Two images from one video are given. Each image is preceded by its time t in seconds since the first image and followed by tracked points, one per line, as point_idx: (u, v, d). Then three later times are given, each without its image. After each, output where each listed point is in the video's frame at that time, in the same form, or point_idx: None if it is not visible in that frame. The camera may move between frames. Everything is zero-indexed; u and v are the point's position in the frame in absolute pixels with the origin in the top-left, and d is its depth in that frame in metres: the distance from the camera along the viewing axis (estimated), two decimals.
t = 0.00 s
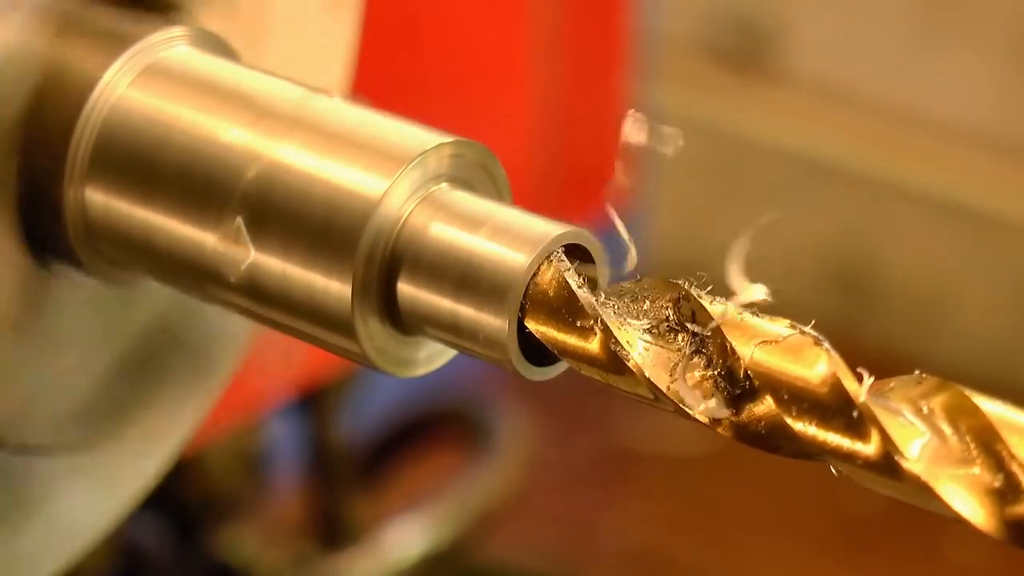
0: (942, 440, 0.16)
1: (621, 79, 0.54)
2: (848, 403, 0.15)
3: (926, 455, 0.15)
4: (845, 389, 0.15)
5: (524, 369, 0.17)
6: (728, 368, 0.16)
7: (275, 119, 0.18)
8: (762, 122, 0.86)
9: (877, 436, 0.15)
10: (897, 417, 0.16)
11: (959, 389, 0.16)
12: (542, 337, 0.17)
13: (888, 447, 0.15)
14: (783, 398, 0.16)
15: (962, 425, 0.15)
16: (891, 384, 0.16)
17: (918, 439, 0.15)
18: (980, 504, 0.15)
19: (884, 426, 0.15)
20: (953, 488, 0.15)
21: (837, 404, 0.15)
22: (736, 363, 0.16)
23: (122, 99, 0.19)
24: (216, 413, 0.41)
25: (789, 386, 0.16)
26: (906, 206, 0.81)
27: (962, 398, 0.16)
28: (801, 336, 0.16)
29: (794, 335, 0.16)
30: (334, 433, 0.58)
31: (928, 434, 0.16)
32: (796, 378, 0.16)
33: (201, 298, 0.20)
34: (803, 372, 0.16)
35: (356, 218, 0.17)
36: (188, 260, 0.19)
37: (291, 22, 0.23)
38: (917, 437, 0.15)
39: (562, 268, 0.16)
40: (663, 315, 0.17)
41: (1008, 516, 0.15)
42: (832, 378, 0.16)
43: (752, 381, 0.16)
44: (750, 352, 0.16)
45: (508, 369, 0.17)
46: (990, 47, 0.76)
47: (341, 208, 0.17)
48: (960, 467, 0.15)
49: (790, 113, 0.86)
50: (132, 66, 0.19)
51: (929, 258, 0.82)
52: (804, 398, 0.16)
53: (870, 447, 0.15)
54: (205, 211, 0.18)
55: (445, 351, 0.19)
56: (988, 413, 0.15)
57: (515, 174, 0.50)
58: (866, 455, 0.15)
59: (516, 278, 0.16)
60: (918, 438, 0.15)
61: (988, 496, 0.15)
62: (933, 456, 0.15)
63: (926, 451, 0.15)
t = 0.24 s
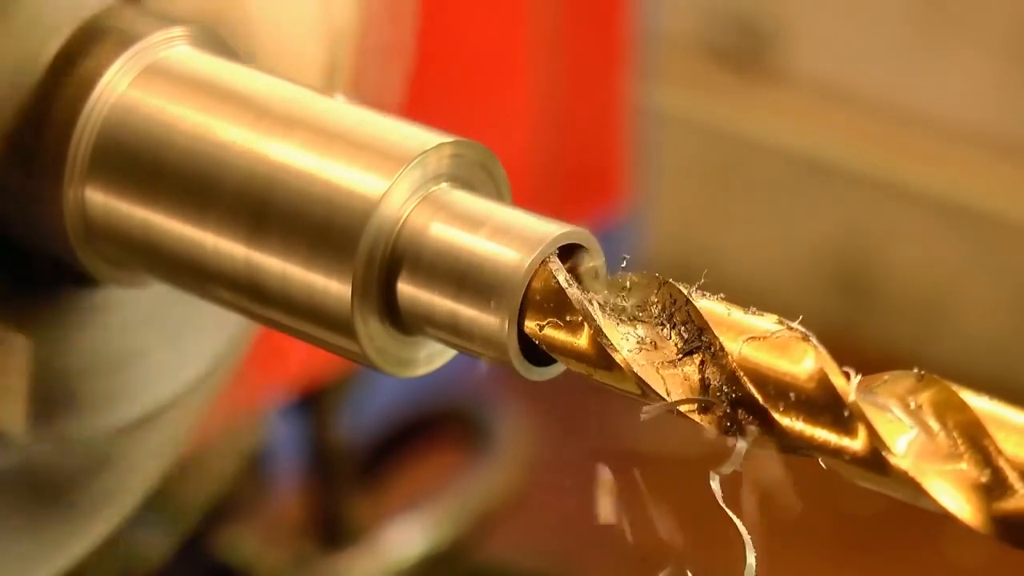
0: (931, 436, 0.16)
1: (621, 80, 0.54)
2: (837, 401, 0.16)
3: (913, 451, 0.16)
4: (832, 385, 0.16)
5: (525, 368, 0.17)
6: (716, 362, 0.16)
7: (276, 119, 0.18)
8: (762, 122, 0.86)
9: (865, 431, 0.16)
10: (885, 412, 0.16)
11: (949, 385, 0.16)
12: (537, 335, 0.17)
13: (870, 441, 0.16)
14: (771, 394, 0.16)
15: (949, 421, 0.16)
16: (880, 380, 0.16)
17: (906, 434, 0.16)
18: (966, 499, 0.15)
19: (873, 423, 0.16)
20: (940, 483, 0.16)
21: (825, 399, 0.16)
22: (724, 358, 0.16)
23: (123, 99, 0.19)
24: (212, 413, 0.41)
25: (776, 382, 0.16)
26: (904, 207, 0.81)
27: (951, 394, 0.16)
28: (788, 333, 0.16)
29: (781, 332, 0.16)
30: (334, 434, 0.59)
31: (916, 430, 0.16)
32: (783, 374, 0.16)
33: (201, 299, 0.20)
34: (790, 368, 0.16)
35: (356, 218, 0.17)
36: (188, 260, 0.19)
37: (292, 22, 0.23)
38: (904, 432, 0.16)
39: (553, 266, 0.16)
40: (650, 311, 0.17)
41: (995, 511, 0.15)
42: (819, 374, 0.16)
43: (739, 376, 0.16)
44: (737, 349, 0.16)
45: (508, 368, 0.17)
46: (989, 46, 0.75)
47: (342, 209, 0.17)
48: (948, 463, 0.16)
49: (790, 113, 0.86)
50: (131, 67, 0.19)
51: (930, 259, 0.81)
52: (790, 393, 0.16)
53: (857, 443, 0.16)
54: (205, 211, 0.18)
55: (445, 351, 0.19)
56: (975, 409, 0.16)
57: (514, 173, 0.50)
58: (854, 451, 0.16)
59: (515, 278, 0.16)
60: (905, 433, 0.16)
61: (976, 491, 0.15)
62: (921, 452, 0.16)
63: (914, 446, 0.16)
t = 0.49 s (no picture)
0: (917, 430, 0.16)
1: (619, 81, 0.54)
2: (821, 393, 0.16)
3: (898, 445, 0.16)
4: (819, 380, 0.16)
5: (526, 369, 0.17)
6: (702, 358, 0.16)
7: (276, 119, 0.18)
8: (763, 122, 0.86)
9: (851, 428, 0.16)
10: (870, 407, 0.16)
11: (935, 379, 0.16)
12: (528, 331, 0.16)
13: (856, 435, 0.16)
14: (757, 389, 0.16)
15: (935, 417, 0.16)
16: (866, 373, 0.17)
17: (891, 428, 0.16)
18: (951, 494, 0.15)
19: (859, 418, 0.16)
20: (926, 477, 0.16)
21: (811, 394, 0.16)
22: (711, 353, 0.16)
23: (122, 100, 0.19)
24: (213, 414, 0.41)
25: (763, 377, 0.16)
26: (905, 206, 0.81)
27: (936, 387, 0.16)
28: (774, 327, 0.16)
29: (767, 327, 0.16)
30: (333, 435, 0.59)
31: (902, 424, 0.16)
32: (770, 369, 0.16)
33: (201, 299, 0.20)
34: (777, 363, 0.16)
35: (356, 217, 0.17)
36: (187, 260, 0.19)
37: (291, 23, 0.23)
38: (889, 427, 0.16)
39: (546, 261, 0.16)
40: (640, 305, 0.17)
41: (980, 506, 0.15)
42: (804, 369, 0.16)
43: (723, 368, 0.16)
44: (720, 343, 0.16)
45: (509, 368, 0.17)
46: (989, 45, 0.75)
47: (341, 209, 0.17)
48: (934, 458, 0.16)
49: (790, 113, 0.86)
50: (131, 67, 0.19)
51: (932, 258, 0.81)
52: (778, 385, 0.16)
53: (842, 439, 0.16)
54: (205, 211, 0.18)
55: (444, 351, 0.19)
56: (962, 404, 0.16)
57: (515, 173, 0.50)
58: (839, 446, 0.16)
59: (515, 278, 0.16)
60: (891, 428, 0.16)
61: (961, 487, 0.15)
62: (906, 446, 0.16)
63: (899, 441, 0.16)
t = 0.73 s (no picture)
0: (901, 424, 0.17)
1: (619, 80, 0.54)
2: (808, 389, 0.16)
3: (885, 439, 0.16)
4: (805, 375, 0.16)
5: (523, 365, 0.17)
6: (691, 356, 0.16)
7: (276, 118, 0.18)
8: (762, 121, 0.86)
9: (835, 419, 0.16)
10: (857, 402, 0.17)
11: (915, 374, 0.17)
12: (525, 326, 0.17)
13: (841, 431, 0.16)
14: (740, 381, 0.16)
15: (919, 410, 0.17)
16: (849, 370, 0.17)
17: (877, 423, 0.16)
18: (935, 488, 0.16)
19: (843, 413, 0.16)
20: (911, 472, 0.16)
21: (796, 388, 0.16)
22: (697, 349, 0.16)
23: (122, 99, 0.19)
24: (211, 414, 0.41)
25: (748, 371, 0.16)
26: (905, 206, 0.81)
27: (921, 383, 0.17)
28: (762, 321, 0.16)
29: (755, 321, 0.16)
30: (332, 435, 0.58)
31: (886, 418, 0.17)
32: (756, 364, 0.16)
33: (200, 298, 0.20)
34: (763, 358, 0.16)
35: (356, 217, 0.17)
36: (187, 259, 0.19)
37: (289, 22, 0.23)
38: (873, 422, 0.16)
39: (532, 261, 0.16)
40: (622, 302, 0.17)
41: (964, 500, 0.16)
42: (788, 364, 0.16)
43: (710, 365, 0.16)
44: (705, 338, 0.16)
45: (508, 367, 0.17)
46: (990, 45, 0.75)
47: (341, 209, 0.17)
48: (917, 453, 0.16)
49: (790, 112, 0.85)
50: (131, 67, 0.19)
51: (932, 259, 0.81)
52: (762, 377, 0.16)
53: (827, 432, 0.16)
54: (206, 211, 0.18)
55: (444, 351, 0.19)
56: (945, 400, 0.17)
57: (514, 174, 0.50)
58: (823, 440, 0.16)
59: (515, 278, 0.16)
60: (875, 422, 0.16)
61: (944, 480, 0.16)
62: (890, 441, 0.16)
63: (882, 435, 0.16)
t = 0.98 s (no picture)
0: (885, 418, 0.17)
1: (619, 79, 0.54)
2: (792, 384, 0.16)
3: (868, 433, 0.16)
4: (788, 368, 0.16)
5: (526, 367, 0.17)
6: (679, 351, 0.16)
7: (276, 119, 0.18)
8: (762, 122, 0.86)
9: (819, 414, 0.16)
10: (839, 397, 0.17)
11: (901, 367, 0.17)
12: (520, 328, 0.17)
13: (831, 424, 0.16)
14: (725, 378, 0.16)
15: (904, 405, 0.17)
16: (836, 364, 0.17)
17: (860, 418, 0.17)
18: (919, 482, 0.16)
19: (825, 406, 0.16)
20: (894, 466, 0.16)
21: (780, 382, 0.16)
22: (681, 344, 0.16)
23: (123, 99, 0.19)
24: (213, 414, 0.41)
25: (729, 365, 0.16)
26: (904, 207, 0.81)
27: (905, 376, 0.17)
28: (746, 316, 0.16)
29: (740, 316, 0.16)
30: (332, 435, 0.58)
31: (869, 414, 0.17)
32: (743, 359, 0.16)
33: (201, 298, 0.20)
34: (746, 351, 0.16)
35: (357, 217, 0.17)
36: (187, 260, 0.19)
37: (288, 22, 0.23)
38: (857, 416, 0.17)
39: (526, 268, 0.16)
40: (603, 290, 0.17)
41: (948, 495, 0.16)
42: (773, 358, 0.16)
43: (693, 357, 0.16)
44: (689, 331, 0.16)
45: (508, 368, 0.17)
46: (989, 46, 0.75)
47: (342, 209, 0.17)
48: (901, 446, 0.16)
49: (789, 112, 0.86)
50: (131, 67, 0.19)
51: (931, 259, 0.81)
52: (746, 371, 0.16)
53: (812, 423, 0.16)
54: (206, 211, 0.18)
55: (444, 351, 0.19)
56: (929, 394, 0.17)
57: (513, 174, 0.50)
58: (807, 433, 0.16)
59: (516, 280, 0.16)
60: (859, 417, 0.17)
61: (927, 474, 0.16)
62: (873, 434, 0.16)
63: (867, 428, 0.17)
